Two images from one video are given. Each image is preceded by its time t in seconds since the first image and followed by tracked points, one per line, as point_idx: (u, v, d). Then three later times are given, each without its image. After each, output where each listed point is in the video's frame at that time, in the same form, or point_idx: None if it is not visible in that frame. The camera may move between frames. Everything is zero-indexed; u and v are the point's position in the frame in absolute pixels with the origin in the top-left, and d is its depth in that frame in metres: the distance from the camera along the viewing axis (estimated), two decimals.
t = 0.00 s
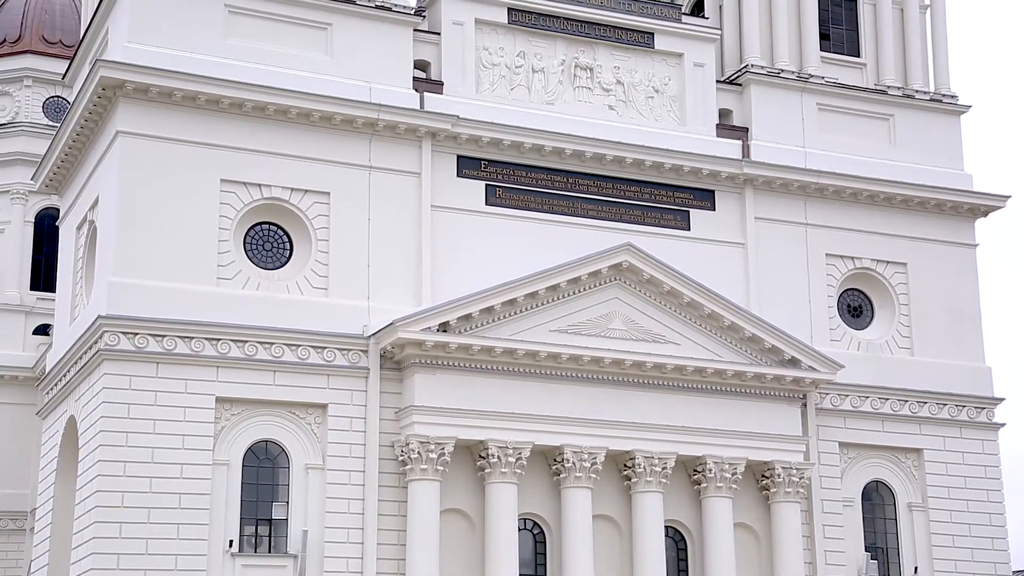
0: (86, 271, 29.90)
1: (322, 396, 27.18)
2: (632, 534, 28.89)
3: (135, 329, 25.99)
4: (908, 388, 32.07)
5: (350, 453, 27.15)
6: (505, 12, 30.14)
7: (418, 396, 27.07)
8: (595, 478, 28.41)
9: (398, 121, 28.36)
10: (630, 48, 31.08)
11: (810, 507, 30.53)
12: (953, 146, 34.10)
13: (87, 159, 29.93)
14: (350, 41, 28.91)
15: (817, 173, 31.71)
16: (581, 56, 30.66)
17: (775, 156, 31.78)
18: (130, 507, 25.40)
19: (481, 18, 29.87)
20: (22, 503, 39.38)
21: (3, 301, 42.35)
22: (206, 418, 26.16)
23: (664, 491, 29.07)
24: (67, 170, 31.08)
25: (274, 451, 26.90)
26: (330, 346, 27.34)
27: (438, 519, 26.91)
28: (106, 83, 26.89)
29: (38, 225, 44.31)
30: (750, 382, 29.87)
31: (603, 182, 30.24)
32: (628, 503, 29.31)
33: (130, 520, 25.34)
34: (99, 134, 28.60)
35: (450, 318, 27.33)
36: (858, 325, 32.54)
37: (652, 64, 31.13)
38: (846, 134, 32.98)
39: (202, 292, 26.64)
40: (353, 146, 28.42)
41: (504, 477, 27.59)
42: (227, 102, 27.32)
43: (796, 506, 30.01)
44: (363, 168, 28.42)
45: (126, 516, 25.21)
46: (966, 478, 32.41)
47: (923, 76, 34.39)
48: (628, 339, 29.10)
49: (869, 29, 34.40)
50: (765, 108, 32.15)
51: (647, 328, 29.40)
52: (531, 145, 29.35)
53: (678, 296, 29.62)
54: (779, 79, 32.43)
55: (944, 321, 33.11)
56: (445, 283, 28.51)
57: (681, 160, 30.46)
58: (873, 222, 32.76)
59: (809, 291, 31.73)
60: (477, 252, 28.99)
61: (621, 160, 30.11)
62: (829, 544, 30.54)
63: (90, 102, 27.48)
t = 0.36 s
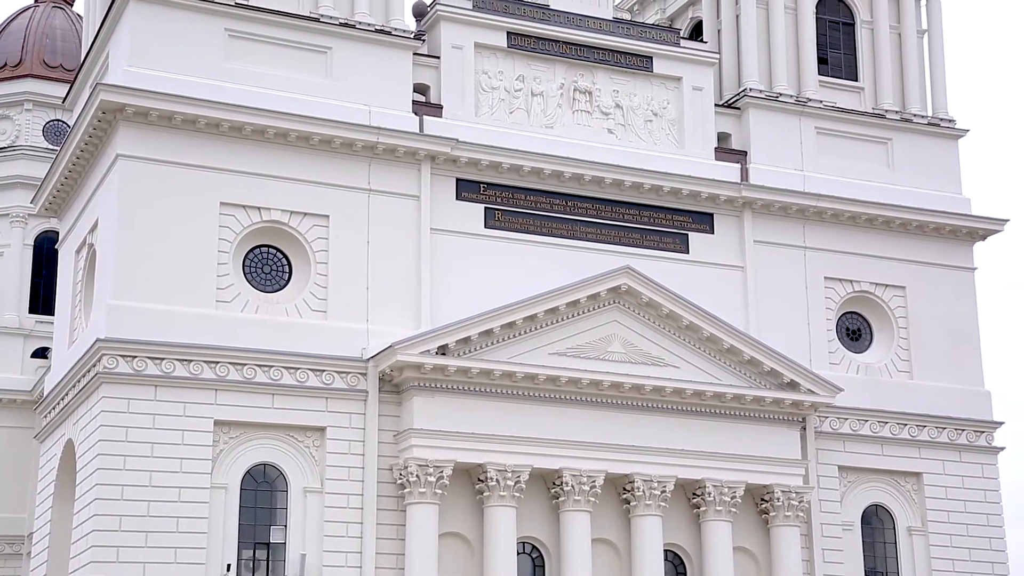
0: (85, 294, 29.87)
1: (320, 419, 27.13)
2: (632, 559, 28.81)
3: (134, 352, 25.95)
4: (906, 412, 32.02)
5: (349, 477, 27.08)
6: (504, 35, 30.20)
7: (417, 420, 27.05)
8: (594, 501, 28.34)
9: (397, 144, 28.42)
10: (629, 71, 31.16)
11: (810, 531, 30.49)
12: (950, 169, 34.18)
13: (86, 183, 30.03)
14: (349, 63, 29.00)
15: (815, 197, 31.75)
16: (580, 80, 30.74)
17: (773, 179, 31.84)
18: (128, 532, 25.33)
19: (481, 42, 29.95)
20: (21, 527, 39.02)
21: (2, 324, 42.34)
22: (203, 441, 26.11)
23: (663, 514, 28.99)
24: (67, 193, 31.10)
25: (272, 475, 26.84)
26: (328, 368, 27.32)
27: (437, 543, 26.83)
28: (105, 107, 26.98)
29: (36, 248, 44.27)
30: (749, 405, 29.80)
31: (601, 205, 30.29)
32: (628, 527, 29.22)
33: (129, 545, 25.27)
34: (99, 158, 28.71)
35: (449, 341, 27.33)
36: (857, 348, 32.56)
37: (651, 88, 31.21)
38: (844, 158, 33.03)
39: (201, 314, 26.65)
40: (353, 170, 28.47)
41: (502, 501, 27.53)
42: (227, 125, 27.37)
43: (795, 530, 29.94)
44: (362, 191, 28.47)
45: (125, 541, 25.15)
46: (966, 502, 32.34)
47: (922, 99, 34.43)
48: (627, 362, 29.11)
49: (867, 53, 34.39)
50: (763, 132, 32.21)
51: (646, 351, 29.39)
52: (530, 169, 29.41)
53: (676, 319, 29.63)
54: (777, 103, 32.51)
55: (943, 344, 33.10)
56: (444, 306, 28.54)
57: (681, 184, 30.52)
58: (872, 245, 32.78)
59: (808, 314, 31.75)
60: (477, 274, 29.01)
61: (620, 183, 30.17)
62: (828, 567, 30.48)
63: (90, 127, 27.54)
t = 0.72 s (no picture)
0: (85, 322, 29.89)
1: (320, 445, 27.09)
2: None
3: (135, 379, 25.93)
4: (908, 438, 31.95)
5: (349, 504, 27.02)
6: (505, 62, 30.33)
7: (417, 446, 27.00)
8: (595, 528, 28.27)
9: (398, 171, 28.48)
10: (629, 98, 31.26)
11: (812, 558, 30.39)
12: (950, 196, 34.22)
13: (87, 210, 30.10)
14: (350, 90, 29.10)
15: (816, 223, 31.78)
16: (581, 106, 30.84)
17: (774, 206, 31.89)
18: (127, 560, 25.26)
19: (482, 69, 30.06)
20: (20, 554, 39.01)
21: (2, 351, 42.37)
22: (203, 468, 26.06)
23: (664, 542, 28.92)
24: (69, 220, 31.16)
25: (272, 502, 26.77)
26: (328, 395, 27.29)
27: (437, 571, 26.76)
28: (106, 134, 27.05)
29: (37, 275, 44.32)
30: (750, 431, 29.75)
31: (602, 231, 30.33)
32: (629, 554, 29.13)
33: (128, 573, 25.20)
34: (100, 185, 28.79)
35: (450, 367, 27.31)
36: (858, 374, 32.53)
37: (651, 114, 31.31)
38: (844, 185, 33.09)
39: (201, 341, 26.64)
40: (353, 196, 28.53)
41: (503, 528, 27.46)
42: (228, 152, 27.44)
43: (797, 557, 29.86)
44: (363, 217, 28.52)
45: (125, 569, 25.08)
46: (968, 529, 32.24)
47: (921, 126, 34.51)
48: (628, 388, 29.09)
49: (866, 80, 34.48)
50: (763, 158, 32.29)
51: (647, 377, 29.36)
52: (531, 195, 29.47)
53: (677, 345, 29.63)
54: (777, 130, 32.60)
55: (944, 370, 33.08)
56: (444, 332, 28.55)
57: (682, 210, 30.57)
58: (872, 272, 32.79)
59: (808, 340, 31.74)
60: (478, 301, 29.03)
61: (621, 210, 30.23)
62: None
63: (92, 154, 27.60)
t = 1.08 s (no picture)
0: (87, 353, 29.87)
1: (321, 476, 27.04)
2: None
3: (136, 409, 25.91)
4: (911, 469, 31.86)
5: (350, 535, 26.94)
6: (506, 93, 30.42)
7: (418, 477, 26.93)
8: (597, 559, 28.16)
9: (400, 201, 28.53)
10: (630, 129, 31.35)
11: None
12: (951, 226, 34.25)
13: (89, 240, 30.14)
14: (352, 120, 29.18)
15: (817, 253, 31.79)
16: (582, 137, 30.93)
17: (775, 236, 31.91)
18: None
19: (483, 100, 30.15)
20: None
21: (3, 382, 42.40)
22: (204, 499, 25.99)
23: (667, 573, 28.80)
24: (71, 250, 31.19)
25: (273, 533, 26.67)
26: (330, 425, 27.25)
27: None
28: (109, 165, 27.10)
29: (39, 306, 44.32)
30: (752, 462, 29.68)
31: (603, 261, 30.36)
32: None
33: None
34: (102, 216, 28.83)
35: (451, 397, 27.26)
36: (860, 405, 32.47)
37: (652, 145, 31.39)
38: (846, 215, 33.13)
39: (202, 372, 26.62)
40: (354, 226, 28.57)
41: (504, 559, 27.35)
42: (230, 182, 27.49)
43: None
44: (364, 247, 28.55)
45: None
46: (972, 561, 32.12)
47: (922, 157, 34.58)
48: (630, 419, 29.03)
49: (867, 111, 34.57)
50: (765, 189, 32.34)
51: (649, 407, 29.31)
52: (532, 225, 29.50)
53: (679, 375, 29.59)
54: (778, 160, 32.67)
55: (946, 401, 33.02)
56: (446, 363, 28.53)
57: (683, 240, 30.61)
58: (874, 302, 32.79)
59: (810, 370, 31.71)
60: (479, 330, 29.02)
61: (622, 240, 30.26)
62: None
63: (94, 184, 27.65)
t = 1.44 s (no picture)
0: (87, 382, 29.85)
1: (321, 505, 26.97)
2: None
3: (137, 438, 25.84)
4: (913, 499, 31.78)
5: (350, 565, 26.85)
6: (506, 122, 30.52)
7: (419, 507, 26.84)
8: None
9: (401, 230, 28.58)
10: (630, 158, 31.44)
11: None
12: (951, 256, 34.29)
13: (91, 269, 30.17)
14: (353, 149, 29.26)
15: (818, 282, 31.81)
16: (582, 165, 31.01)
17: (776, 265, 31.94)
18: None
19: (484, 129, 30.25)
20: None
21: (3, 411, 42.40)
22: (204, 528, 25.93)
23: None
24: (72, 279, 31.22)
25: (273, 562, 26.59)
26: (330, 454, 27.19)
27: None
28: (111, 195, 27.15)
29: (39, 335, 44.33)
30: (753, 491, 29.61)
31: (604, 290, 30.38)
32: None
33: None
34: (104, 245, 28.85)
35: (451, 426, 27.20)
36: (861, 434, 32.41)
37: (652, 174, 31.47)
38: (846, 244, 33.17)
39: (202, 400, 26.59)
40: (355, 255, 28.61)
41: None
42: (231, 212, 27.54)
43: None
44: (365, 276, 28.58)
45: None
46: None
47: (921, 186, 34.65)
48: (630, 448, 28.97)
49: (866, 140, 34.66)
50: (765, 218, 32.39)
51: (649, 436, 29.26)
52: (533, 254, 29.53)
53: (679, 404, 29.55)
54: (778, 189, 32.73)
55: (948, 431, 32.98)
56: (446, 391, 28.51)
57: (684, 269, 30.63)
58: (874, 331, 32.79)
59: (811, 400, 31.67)
60: (480, 358, 29.01)
61: (623, 268, 30.28)
62: None
63: (96, 213, 27.67)
